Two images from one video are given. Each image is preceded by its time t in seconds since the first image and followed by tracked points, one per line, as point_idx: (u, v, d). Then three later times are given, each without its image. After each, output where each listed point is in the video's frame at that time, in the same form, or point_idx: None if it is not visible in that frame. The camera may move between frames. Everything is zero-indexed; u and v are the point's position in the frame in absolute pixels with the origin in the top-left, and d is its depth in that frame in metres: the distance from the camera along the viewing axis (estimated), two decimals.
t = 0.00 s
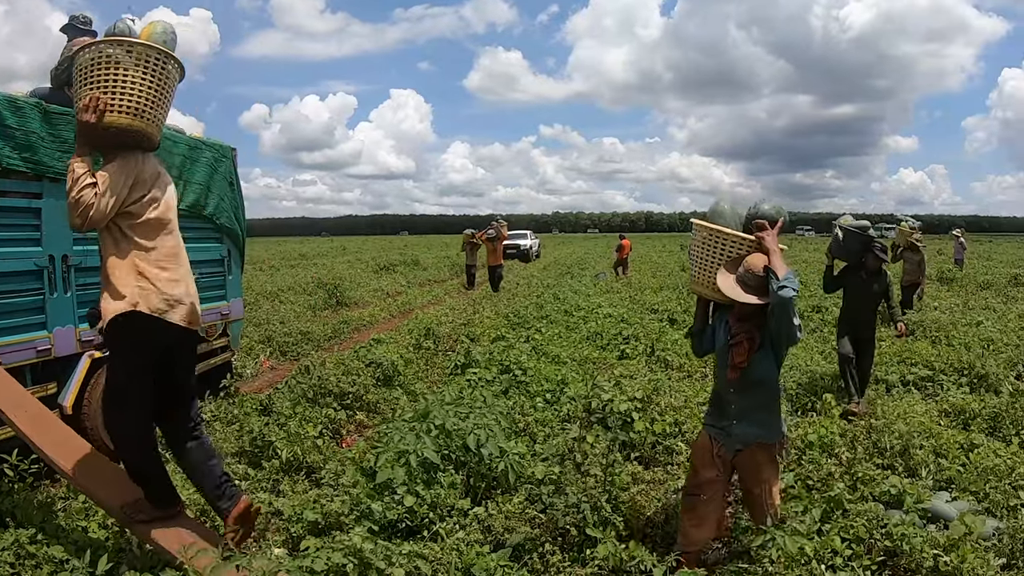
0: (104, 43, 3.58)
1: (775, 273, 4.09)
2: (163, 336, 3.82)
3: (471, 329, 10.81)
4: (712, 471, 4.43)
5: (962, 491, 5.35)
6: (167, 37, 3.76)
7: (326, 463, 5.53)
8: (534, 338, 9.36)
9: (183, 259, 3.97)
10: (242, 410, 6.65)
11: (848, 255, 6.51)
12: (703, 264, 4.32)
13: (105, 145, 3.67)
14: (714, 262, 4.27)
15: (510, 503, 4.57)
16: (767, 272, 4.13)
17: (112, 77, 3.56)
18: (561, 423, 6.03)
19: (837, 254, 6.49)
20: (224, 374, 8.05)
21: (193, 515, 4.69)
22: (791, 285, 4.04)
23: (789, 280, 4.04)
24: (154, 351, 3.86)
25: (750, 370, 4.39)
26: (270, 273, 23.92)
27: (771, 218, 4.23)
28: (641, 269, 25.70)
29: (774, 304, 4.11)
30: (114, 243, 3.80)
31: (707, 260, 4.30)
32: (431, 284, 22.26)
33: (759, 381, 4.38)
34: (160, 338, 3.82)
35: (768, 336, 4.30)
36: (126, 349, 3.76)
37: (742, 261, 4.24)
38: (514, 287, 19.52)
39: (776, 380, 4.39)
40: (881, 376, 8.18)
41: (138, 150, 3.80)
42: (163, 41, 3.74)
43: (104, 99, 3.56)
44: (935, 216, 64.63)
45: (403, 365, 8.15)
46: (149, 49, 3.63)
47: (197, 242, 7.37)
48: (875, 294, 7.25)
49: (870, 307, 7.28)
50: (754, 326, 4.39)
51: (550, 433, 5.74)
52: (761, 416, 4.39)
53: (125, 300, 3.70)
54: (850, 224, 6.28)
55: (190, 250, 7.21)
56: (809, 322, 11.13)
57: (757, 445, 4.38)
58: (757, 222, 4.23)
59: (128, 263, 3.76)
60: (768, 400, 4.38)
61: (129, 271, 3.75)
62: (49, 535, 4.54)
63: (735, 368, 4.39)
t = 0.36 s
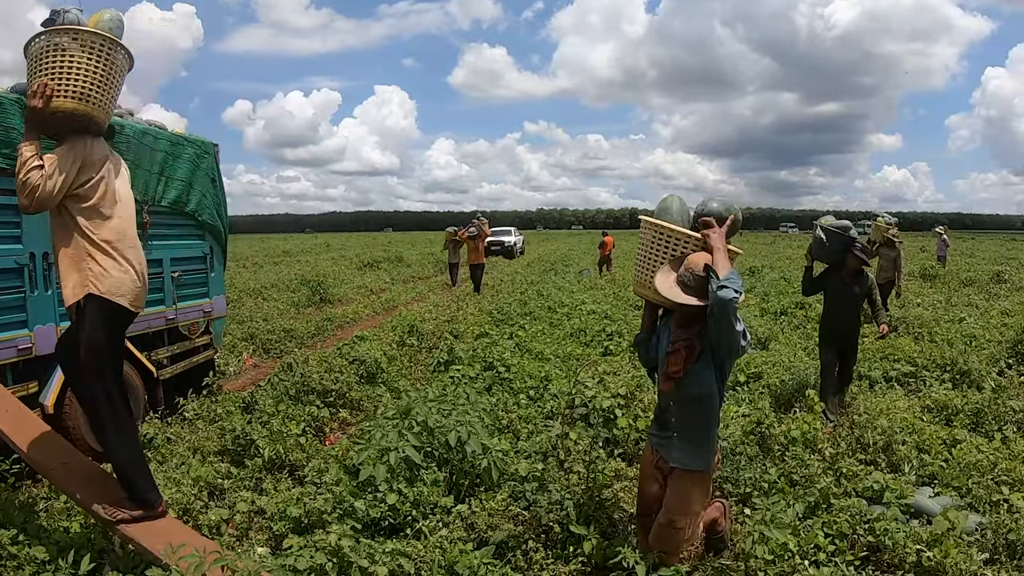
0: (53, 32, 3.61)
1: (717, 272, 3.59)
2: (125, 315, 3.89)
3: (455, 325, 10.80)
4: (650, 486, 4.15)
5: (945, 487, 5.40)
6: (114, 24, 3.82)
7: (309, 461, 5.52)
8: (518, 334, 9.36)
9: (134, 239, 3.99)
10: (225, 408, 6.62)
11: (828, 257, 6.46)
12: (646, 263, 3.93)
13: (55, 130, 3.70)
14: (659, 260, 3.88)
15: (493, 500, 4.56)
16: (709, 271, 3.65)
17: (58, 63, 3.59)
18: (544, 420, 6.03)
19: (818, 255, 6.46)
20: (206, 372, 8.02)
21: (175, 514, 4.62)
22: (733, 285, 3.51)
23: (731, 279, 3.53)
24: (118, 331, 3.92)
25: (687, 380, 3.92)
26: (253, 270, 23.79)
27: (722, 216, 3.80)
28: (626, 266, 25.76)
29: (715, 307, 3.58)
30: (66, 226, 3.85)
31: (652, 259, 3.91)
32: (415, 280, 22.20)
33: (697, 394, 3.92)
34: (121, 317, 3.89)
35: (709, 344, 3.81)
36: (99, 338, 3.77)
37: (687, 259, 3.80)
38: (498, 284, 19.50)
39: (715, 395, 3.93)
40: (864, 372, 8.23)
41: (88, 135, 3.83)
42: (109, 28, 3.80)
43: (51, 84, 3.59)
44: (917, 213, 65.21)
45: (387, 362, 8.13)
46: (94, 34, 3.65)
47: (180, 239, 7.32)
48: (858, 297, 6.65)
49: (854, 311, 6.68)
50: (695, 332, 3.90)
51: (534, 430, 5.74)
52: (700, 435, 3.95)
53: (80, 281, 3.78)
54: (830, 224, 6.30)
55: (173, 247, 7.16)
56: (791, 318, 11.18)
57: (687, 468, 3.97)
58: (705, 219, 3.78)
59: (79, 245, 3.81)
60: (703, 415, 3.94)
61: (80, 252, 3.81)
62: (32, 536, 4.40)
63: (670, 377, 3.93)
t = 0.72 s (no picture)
0: (11, 27, 3.75)
1: (654, 270, 3.36)
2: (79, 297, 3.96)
3: (444, 322, 10.79)
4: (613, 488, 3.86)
5: (934, 482, 5.43)
6: (72, 21, 3.93)
7: (299, 459, 5.51)
8: (507, 331, 9.36)
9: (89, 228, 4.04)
10: (214, 406, 6.59)
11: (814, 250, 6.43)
12: (591, 257, 3.74)
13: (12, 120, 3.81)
14: (603, 254, 3.69)
15: (482, 497, 4.56)
16: (647, 266, 3.43)
17: (15, 57, 3.71)
18: (534, 417, 6.03)
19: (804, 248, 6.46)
20: (195, 369, 7.97)
21: (164, 513, 4.58)
22: (668, 284, 3.28)
23: (666, 278, 3.29)
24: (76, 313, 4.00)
25: (633, 384, 3.67)
26: (243, 267, 23.70)
27: (670, 206, 3.57)
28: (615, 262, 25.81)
29: (648, 310, 3.36)
30: (23, 214, 3.95)
31: (598, 252, 3.72)
32: (404, 277, 22.16)
33: (643, 400, 3.66)
34: (76, 301, 3.97)
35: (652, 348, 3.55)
36: (56, 321, 3.85)
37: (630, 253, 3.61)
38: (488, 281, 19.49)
39: (664, 400, 3.67)
40: (854, 367, 8.26)
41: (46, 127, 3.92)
42: (67, 24, 3.90)
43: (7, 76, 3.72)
44: (907, 211, 65.57)
45: (377, 359, 8.12)
46: (50, 29, 3.77)
47: (168, 236, 7.27)
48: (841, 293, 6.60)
49: (840, 309, 6.62)
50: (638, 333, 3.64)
51: (524, 427, 5.74)
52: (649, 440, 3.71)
53: (32, 266, 3.87)
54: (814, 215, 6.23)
55: (160, 244, 7.12)
56: (781, 314, 11.22)
57: (639, 473, 3.71)
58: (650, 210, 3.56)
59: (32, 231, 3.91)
60: (653, 420, 3.70)
61: (33, 238, 3.91)
62: (18, 536, 4.33)
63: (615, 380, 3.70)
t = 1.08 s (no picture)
0: None
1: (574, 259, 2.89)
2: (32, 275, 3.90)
3: (436, 319, 10.77)
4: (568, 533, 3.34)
5: (926, 478, 5.44)
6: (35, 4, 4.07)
7: (290, 456, 5.50)
8: (499, 328, 9.35)
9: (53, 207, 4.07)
10: (205, 404, 6.56)
11: (806, 246, 6.50)
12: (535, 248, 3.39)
13: None
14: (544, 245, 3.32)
15: (475, 494, 4.56)
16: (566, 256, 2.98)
17: None
18: (526, 413, 6.03)
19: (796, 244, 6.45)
20: (186, 367, 7.93)
21: (155, 511, 4.54)
22: (576, 278, 2.81)
23: (580, 267, 2.83)
24: (30, 290, 3.95)
25: (561, 392, 3.18)
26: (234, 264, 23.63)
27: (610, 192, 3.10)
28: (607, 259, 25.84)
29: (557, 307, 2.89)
30: None
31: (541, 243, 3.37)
32: (396, 274, 22.12)
33: (570, 409, 3.17)
34: (28, 278, 3.90)
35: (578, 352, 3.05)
36: None
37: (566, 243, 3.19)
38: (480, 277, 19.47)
39: (595, 410, 3.16)
40: (845, 363, 8.28)
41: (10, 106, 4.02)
42: (31, 8, 4.04)
43: None
44: (899, 209, 65.83)
45: (368, 356, 8.09)
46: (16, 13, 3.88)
47: (158, 233, 7.24)
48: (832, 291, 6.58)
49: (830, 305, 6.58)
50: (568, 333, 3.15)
51: (516, 424, 5.74)
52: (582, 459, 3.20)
53: None
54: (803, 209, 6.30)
55: (151, 241, 7.09)
56: (772, 310, 11.25)
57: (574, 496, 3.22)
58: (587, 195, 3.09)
59: None
60: (584, 434, 3.19)
61: None
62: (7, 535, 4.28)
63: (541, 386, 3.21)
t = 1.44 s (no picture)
0: None
1: (493, 231, 2.33)
2: None
3: (430, 317, 10.76)
4: (535, 547, 2.54)
5: (919, 476, 5.46)
6: None
7: (284, 455, 5.49)
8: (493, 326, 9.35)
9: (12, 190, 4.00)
10: (198, 402, 6.55)
11: (800, 250, 6.28)
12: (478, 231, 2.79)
13: None
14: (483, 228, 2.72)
15: (468, 492, 4.58)
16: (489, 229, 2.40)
17: None
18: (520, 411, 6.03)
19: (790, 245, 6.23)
20: (179, 366, 7.89)
21: (148, 510, 4.53)
22: (487, 250, 2.25)
23: (496, 238, 2.27)
24: (3, 281, 4.07)
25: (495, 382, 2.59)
26: (227, 262, 23.57)
27: (548, 159, 2.48)
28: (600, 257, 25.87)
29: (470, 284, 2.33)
30: None
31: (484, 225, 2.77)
32: (390, 272, 22.09)
33: (505, 401, 2.57)
34: None
35: (504, 334, 2.44)
36: None
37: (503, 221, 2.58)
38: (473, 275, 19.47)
39: (534, 401, 2.54)
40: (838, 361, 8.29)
41: None
42: None
43: None
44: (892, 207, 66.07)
45: (362, 353, 8.07)
46: None
47: (151, 231, 7.20)
48: (826, 298, 6.28)
49: (826, 311, 6.28)
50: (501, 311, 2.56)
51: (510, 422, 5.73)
52: (524, 460, 2.58)
53: None
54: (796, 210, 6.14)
55: (143, 239, 7.05)
56: (766, 308, 11.27)
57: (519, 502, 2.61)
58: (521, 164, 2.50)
59: None
60: (523, 430, 2.57)
61: None
62: None
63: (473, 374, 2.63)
